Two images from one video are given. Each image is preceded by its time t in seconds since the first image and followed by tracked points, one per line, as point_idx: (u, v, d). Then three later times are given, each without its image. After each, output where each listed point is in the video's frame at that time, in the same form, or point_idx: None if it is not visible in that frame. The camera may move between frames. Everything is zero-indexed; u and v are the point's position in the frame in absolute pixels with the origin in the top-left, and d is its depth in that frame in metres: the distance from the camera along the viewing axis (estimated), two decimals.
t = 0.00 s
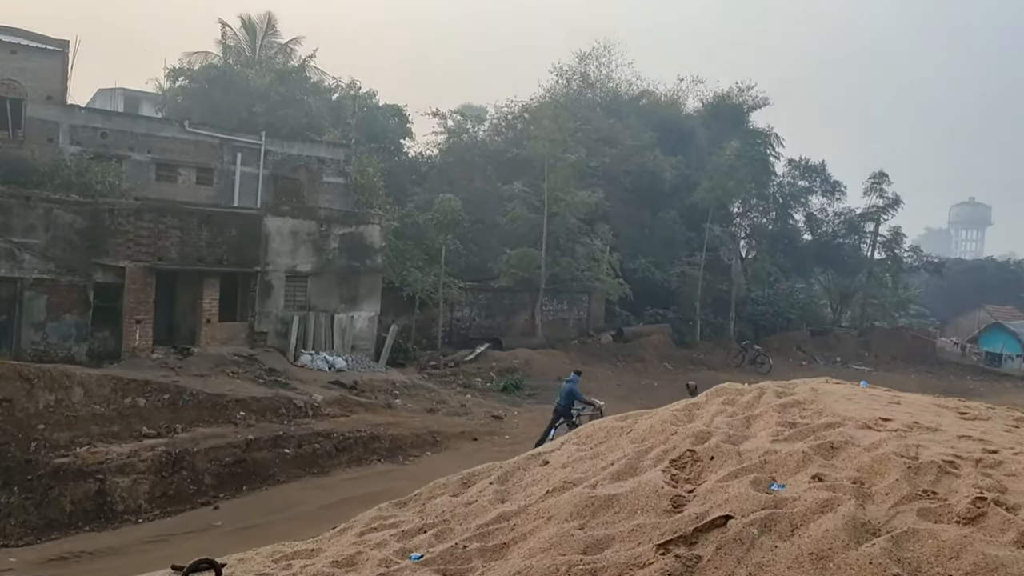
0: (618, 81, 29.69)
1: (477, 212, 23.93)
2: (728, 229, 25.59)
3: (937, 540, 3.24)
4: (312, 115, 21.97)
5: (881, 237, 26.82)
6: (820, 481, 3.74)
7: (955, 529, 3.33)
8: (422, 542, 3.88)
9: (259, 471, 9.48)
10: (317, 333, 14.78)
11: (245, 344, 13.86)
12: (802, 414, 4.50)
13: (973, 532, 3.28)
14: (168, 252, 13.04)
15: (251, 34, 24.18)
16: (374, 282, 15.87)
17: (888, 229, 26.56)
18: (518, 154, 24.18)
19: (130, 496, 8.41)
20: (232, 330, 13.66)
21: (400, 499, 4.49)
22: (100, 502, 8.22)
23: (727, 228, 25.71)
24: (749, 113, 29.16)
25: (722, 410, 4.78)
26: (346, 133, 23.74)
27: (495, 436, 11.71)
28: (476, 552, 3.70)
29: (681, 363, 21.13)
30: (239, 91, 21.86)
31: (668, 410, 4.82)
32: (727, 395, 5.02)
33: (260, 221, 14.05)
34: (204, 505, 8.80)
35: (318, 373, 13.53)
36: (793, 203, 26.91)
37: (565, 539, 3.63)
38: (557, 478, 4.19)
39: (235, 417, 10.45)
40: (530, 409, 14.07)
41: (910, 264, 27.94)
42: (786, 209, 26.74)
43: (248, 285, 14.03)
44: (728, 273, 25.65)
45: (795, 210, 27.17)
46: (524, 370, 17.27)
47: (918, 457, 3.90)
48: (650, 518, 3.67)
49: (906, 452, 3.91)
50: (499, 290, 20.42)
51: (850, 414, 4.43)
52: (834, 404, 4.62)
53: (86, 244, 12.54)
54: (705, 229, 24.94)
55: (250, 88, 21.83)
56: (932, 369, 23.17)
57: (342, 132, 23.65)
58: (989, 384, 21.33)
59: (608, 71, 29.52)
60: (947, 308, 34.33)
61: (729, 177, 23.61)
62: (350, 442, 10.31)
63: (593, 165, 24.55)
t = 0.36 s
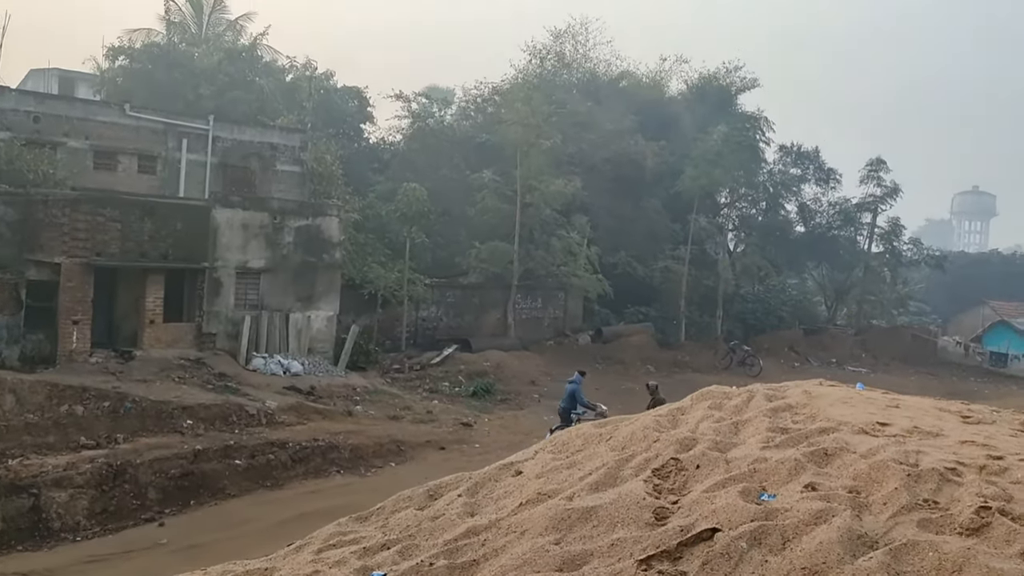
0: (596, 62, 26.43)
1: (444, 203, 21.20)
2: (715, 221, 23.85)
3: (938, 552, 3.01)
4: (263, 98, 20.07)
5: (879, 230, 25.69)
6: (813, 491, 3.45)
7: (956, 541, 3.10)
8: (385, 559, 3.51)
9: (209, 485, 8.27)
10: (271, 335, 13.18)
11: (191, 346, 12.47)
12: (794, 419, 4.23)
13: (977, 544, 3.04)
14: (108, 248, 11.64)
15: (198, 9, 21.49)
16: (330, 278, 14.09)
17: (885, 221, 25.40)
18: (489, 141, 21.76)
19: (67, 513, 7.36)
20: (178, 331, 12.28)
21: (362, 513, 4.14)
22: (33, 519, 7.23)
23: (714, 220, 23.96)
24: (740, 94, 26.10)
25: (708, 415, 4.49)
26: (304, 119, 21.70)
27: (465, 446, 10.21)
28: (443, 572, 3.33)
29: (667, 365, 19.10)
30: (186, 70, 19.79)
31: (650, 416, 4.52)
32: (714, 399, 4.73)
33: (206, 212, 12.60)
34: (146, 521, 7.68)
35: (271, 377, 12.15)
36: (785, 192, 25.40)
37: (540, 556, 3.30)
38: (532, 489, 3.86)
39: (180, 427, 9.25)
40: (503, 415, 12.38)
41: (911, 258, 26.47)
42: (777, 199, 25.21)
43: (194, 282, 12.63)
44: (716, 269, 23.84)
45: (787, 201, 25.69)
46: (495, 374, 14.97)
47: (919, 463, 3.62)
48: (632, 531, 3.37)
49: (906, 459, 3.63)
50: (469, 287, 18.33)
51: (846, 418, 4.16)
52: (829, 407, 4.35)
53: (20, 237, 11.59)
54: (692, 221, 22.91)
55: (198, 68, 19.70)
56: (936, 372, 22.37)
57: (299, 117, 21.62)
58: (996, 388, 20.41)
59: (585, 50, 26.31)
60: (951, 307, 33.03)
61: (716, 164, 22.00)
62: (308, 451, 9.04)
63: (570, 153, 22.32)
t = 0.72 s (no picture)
0: (578, 52, 25.67)
1: (422, 199, 21.14)
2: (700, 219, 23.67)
3: (933, 557, 2.91)
4: (234, 90, 20.08)
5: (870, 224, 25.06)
6: (803, 494, 3.34)
7: (951, 545, 2.99)
8: (360, 568, 3.33)
9: (180, 491, 7.72)
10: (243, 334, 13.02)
11: (160, 348, 12.28)
12: (784, 420, 4.13)
13: (971, 548, 2.95)
14: (73, 247, 11.46)
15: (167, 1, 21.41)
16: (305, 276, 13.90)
17: (877, 215, 24.94)
18: (465, 135, 21.75)
19: (32, 522, 6.79)
20: (147, 332, 12.11)
21: (336, 520, 3.99)
22: None
23: (700, 216, 24.03)
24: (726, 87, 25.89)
25: (696, 416, 4.38)
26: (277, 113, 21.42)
27: (444, 449, 9.96)
28: None
29: (652, 366, 19.07)
30: (152, 63, 19.42)
31: (635, 417, 4.41)
32: (700, 400, 4.62)
33: (176, 209, 12.43)
34: (114, 530, 7.07)
35: (243, 380, 11.96)
36: (773, 187, 25.37)
37: (521, 562, 3.14)
38: (513, 495, 3.71)
39: (149, 433, 8.90)
40: (482, 418, 12.09)
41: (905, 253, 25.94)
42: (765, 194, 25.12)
43: (162, 283, 12.46)
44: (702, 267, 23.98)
45: (776, 196, 25.68)
46: (474, 375, 14.76)
47: (912, 466, 3.50)
48: (616, 537, 3.24)
49: (899, 460, 3.52)
50: (448, 286, 17.98)
51: (836, 419, 4.05)
52: (819, 408, 4.24)
53: None
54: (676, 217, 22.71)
55: (166, 59, 19.41)
56: (926, 370, 22.31)
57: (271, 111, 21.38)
58: (987, 386, 20.29)
59: (567, 40, 25.43)
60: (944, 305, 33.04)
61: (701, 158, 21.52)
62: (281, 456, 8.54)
63: (551, 147, 21.51)
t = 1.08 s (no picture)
0: (555, 52, 25.31)
1: (400, 200, 20.99)
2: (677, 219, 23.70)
3: (907, 555, 2.92)
4: (209, 91, 19.52)
5: (846, 224, 25.09)
6: (778, 494, 3.35)
7: (925, 543, 3.01)
8: (336, 570, 3.32)
9: (156, 494, 7.65)
10: (219, 335, 12.94)
11: (135, 349, 12.22)
12: (760, 419, 4.15)
13: (945, 546, 2.97)
14: (47, 248, 11.39)
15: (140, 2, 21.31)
16: (281, 278, 13.77)
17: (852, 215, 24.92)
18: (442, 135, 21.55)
19: (5, 526, 6.72)
20: (122, 333, 12.04)
21: (313, 522, 3.98)
22: None
23: (677, 216, 24.02)
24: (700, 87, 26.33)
25: (672, 415, 4.39)
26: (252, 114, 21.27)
27: (421, 450, 9.94)
28: None
29: (630, 365, 19.06)
30: (126, 64, 19.26)
31: (612, 417, 4.41)
32: (676, 400, 4.63)
33: (151, 211, 12.35)
34: (89, 533, 7.00)
35: (219, 382, 11.89)
36: (749, 187, 25.26)
37: (498, 563, 3.14)
38: (490, 496, 3.71)
39: (125, 436, 8.84)
40: (460, 419, 12.09)
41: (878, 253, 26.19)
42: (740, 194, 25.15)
43: (138, 285, 12.35)
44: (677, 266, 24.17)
45: (752, 196, 25.75)
46: (452, 376, 14.72)
47: (886, 464, 3.52)
48: (593, 537, 3.24)
49: (873, 459, 3.54)
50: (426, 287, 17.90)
51: (812, 418, 4.07)
52: (794, 407, 4.26)
53: None
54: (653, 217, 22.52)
55: (139, 60, 19.29)
56: (902, 368, 22.44)
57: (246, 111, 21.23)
58: (963, 385, 20.39)
59: (544, 41, 25.02)
60: (918, 302, 33.52)
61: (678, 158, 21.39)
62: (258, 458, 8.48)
63: (529, 147, 21.37)
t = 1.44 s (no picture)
0: (533, 55, 25.41)
1: (378, 203, 20.81)
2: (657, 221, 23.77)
3: (882, 555, 2.95)
4: (186, 92, 19.57)
5: (823, 226, 25.34)
6: (755, 495, 3.36)
7: (899, 543, 3.04)
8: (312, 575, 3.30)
9: (132, 499, 7.59)
10: (196, 339, 12.76)
11: (112, 355, 12.07)
12: (737, 421, 4.16)
13: (920, 546, 2.99)
14: (20, 252, 11.45)
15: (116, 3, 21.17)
16: (258, 282, 13.72)
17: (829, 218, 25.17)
18: (421, 138, 21.44)
19: None
20: (98, 337, 11.94)
21: (289, 527, 3.96)
22: None
23: (655, 219, 23.92)
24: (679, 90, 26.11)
25: (650, 417, 4.41)
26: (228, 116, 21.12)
27: (400, 454, 9.92)
28: None
29: (609, 368, 19.07)
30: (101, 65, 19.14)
31: (590, 420, 4.42)
32: (654, 402, 4.65)
33: (128, 215, 12.28)
34: (63, 539, 6.93)
35: (196, 386, 11.78)
36: (727, 189, 25.48)
37: (476, 566, 3.13)
38: (467, 499, 3.70)
39: (101, 441, 8.76)
40: (440, 422, 12.08)
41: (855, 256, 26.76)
42: (718, 197, 25.24)
43: (114, 289, 12.24)
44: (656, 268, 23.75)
45: (730, 198, 25.83)
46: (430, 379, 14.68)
47: (861, 465, 3.55)
48: (570, 540, 3.24)
49: (849, 460, 3.56)
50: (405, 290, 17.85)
51: (788, 420, 4.08)
52: (771, 409, 4.28)
53: None
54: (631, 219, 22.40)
55: (115, 62, 19.17)
56: (879, 369, 22.60)
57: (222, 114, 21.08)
58: (940, 385, 20.55)
59: (522, 44, 25.11)
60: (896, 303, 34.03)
61: (655, 161, 21.17)
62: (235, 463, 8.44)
63: (507, 150, 21.31)
